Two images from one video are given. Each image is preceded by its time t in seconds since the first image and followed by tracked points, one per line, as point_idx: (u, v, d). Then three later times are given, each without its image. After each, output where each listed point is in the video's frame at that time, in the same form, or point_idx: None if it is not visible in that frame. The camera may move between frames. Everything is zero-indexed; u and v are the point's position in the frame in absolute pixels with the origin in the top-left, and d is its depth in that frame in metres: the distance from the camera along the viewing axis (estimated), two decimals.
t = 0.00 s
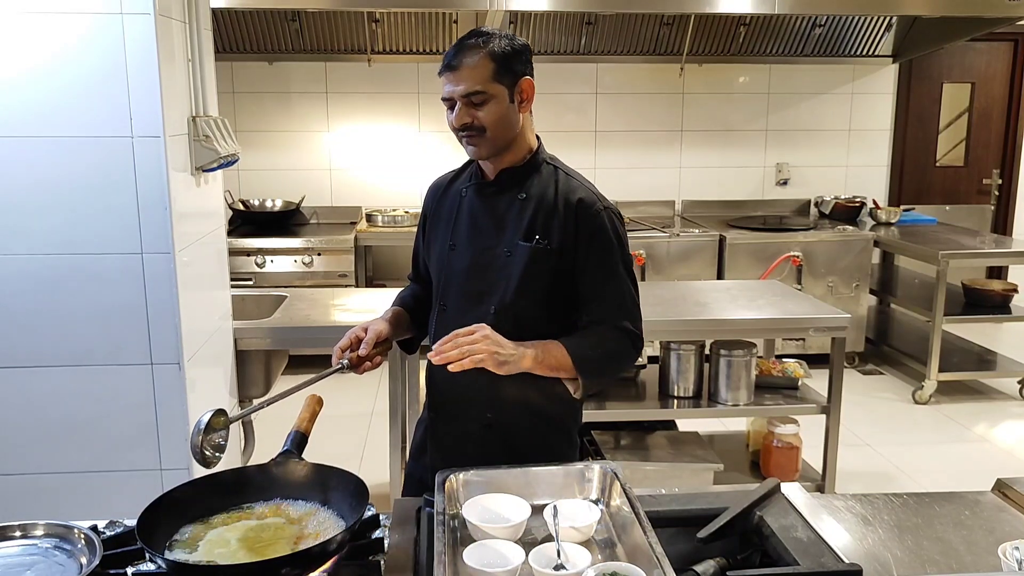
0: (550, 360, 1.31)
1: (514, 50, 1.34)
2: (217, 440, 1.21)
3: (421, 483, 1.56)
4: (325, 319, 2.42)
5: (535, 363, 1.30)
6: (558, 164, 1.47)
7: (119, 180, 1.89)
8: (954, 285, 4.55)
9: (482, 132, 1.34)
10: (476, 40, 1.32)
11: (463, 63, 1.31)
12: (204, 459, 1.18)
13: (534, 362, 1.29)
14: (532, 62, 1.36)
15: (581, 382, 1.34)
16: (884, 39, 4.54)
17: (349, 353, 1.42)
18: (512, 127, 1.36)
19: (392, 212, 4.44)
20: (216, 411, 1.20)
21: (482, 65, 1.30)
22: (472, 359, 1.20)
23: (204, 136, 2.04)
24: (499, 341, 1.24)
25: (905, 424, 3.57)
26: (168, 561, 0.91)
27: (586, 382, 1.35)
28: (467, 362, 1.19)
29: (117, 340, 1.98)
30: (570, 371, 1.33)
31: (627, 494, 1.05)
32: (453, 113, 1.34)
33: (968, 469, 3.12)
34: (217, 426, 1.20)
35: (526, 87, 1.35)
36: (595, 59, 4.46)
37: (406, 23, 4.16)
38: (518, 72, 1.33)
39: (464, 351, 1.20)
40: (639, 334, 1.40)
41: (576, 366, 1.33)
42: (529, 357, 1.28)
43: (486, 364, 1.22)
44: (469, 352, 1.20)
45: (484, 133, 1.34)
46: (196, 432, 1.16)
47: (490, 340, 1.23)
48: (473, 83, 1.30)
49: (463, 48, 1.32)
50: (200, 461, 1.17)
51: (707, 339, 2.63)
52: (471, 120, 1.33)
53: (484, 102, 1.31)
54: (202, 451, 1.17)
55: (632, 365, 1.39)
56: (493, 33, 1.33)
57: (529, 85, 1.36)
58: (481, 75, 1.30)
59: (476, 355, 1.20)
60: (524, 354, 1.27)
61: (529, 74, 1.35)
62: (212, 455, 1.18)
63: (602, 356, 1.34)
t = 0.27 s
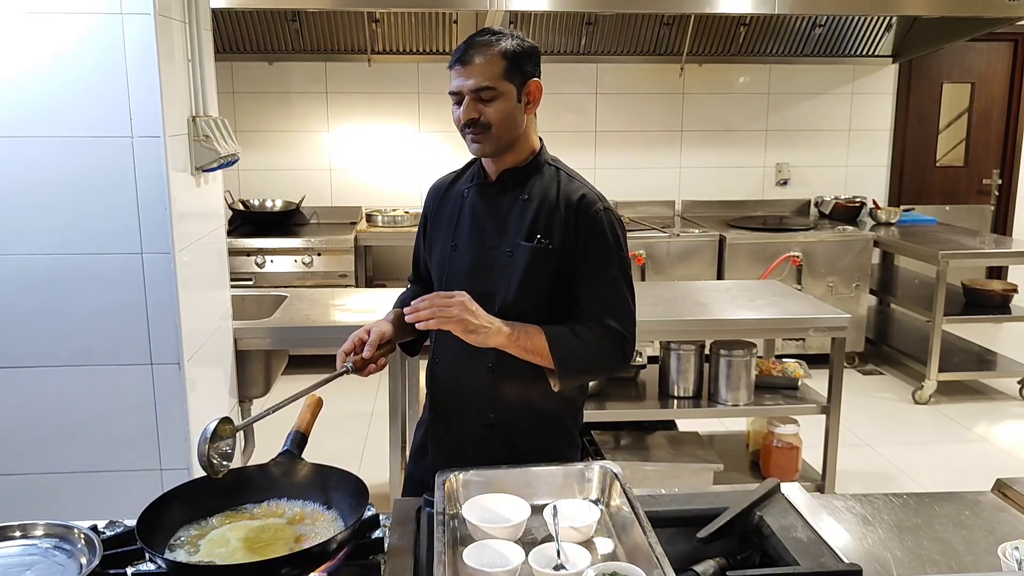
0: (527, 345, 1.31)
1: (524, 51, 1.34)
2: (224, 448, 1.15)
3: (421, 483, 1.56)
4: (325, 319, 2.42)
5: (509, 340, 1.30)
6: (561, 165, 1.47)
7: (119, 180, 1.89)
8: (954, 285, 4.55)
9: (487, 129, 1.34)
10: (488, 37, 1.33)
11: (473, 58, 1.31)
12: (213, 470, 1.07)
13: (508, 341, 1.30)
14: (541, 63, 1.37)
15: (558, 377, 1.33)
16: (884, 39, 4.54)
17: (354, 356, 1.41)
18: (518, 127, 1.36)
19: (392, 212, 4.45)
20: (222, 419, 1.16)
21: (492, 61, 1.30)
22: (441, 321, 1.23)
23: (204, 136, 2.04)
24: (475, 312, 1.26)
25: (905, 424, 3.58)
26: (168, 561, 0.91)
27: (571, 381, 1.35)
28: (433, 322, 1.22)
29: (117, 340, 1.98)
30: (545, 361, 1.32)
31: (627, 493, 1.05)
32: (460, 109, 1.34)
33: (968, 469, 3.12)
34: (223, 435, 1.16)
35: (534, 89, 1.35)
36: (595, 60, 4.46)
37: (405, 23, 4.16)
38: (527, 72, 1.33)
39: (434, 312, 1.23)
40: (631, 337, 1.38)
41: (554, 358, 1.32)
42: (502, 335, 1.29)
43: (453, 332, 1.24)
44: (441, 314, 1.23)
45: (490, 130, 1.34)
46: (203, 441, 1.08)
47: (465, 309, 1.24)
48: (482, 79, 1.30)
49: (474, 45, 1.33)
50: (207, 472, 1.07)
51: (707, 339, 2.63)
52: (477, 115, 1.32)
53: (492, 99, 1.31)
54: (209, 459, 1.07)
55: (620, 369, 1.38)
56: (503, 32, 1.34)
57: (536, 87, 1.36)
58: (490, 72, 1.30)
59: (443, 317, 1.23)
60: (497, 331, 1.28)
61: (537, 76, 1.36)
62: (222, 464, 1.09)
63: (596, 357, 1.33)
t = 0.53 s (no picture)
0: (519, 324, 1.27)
1: (531, 48, 1.36)
2: (232, 451, 1.13)
3: (421, 484, 1.57)
4: (325, 319, 2.42)
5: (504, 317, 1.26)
6: (562, 166, 1.47)
7: (119, 180, 1.89)
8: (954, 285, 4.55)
9: (496, 123, 1.34)
10: (496, 34, 1.34)
11: (482, 53, 1.32)
12: (222, 472, 1.09)
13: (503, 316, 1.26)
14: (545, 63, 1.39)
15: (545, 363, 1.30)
16: (884, 40, 4.54)
17: (356, 357, 1.41)
18: (525, 124, 1.37)
19: (393, 212, 4.46)
20: (229, 421, 1.14)
21: (501, 57, 1.31)
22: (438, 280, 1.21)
23: (204, 136, 2.04)
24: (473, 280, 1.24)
25: (905, 425, 3.58)
26: (169, 561, 0.91)
27: (564, 373, 1.33)
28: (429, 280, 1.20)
29: (117, 340, 1.98)
30: (533, 344, 1.29)
31: (628, 493, 1.05)
32: (468, 102, 1.34)
33: (968, 469, 3.12)
34: (231, 438, 1.13)
35: (540, 87, 1.37)
36: (595, 60, 4.46)
37: (406, 23, 4.16)
38: (534, 69, 1.35)
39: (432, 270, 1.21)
40: (624, 332, 1.36)
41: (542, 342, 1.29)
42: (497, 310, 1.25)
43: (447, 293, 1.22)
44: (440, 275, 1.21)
45: (499, 124, 1.35)
46: (213, 443, 1.09)
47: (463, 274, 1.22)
48: (491, 74, 1.31)
49: (482, 40, 1.33)
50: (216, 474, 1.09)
51: (707, 339, 2.63)
52: (487, 109, 1.33)
53: (502, 94, 1.32)
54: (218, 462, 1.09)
55: (613, 366, 1.37)
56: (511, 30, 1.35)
57: (542, 85, 1.37)
58: (500, 67, 1.31)
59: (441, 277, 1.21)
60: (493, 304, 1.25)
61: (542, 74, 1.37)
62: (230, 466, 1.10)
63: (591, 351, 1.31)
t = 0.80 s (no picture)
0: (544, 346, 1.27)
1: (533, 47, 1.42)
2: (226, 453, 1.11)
3: (418, 484, 1.55)
4: (325, 319, 2.42)
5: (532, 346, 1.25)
6: (554, 165, 1.47)
7: (119, 180, 1.89)
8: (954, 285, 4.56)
9: (499, 104, 1.35)
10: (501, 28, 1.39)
11: (488, 37, 1.36)
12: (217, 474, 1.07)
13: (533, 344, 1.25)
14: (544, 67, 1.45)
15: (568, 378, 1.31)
16: (885, 40, 4.55)
17: (351, 358, 1.42)
18: (525, 113, 1.39)
19: (393, 212, 4.46)
20: (224, 424, 1.12)
21: (508, 41, 1.36)
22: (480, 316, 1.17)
23: (204, 136, 2.04)
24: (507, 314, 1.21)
25: (905, 425, 3.58)
26: (168, 561, 0.91)
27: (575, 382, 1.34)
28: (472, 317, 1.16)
29: (117, 340, 1.98)
30: (557, 364, 1.29)
31: (628, 493, 1.05)
32: (471, 83, 1.36)
33: (968, 469, 3.12)
34: (226, 439, 1.11)
35: (540, 83, 1.41)
36: (595, 60, 4.46)
37: (406, 23, 4.16)
38: (536, 64, 1.39)
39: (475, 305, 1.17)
40: (629, 337, 1.38)
41: (568, 361, 1.29)
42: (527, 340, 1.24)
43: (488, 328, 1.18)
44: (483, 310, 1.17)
45: (501, 106, 1.35)
46: (208, 445, 1.06)
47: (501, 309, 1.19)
48: (498, 55, 1.34)
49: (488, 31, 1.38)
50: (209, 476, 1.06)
51: (707, 339, 2.63)
52: (491, 89, 1.34)
53: (507, 75, 1.35)
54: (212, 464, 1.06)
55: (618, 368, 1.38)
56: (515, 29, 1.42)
57: (542, 84, 1.43)
58: (506, 50, 1.35)
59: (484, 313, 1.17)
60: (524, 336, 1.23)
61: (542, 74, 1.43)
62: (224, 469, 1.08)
63: (597, 355, 1.32)
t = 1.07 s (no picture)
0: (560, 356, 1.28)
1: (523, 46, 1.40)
2: (217, 449, 1.13)
3: (415, 484, 1.55)
4: (325, 319, 2.42)
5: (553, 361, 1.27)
6: (550, 164, 1.48)
7: (119, 181, 1.89)
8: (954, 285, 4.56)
9: (493, 109, 1.35)
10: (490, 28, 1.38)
11: (479, 40, 1.34)
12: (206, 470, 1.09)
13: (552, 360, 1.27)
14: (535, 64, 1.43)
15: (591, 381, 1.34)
16: (885, 40, 4.55)
17: (345, 358, 1.43)
18: (519, 115, 1.39)
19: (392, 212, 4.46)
20: (214, 419, 1.13)
21: (498, 44, 1.35)
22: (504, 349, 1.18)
23: (204, 136, 2.04)
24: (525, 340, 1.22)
25: (905, 425, 3.58)
26: (169, 562, 0.91)
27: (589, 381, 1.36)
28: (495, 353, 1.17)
29: (117, 340, 1.98)
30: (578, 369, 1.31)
31: (628, 493, 1.05)
32: (464, 88, 1.35)
33: (968, 469, 3.12)
34: (217, 435, 1.13)
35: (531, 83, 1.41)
36: (596, 60, 4.46)
37: (406, 23, 4.16)
38: (526, 64, 1.39)
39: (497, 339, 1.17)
40: (642, 331, 1.40)
41: (586, 365, 1.31)
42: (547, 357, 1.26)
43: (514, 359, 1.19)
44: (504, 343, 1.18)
45: (495, 111, 1.35)
46: (197, 442, 1.08)
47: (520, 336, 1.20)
48: (489, 59, 1.33)
49: (477, 33, 1.37)
50: (200, 472, 1.09)
51: (707, 339, 2.63)
52: (484, 94, 1.34)
53: (499, 80, 1.34)
54: (203, 461, 1.09)
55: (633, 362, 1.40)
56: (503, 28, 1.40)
57: (532, 82, 1.42)
58: (497, 54, 1.34)
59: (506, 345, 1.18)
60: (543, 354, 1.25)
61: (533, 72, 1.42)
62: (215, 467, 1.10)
63: (608, 355, 1.33)
